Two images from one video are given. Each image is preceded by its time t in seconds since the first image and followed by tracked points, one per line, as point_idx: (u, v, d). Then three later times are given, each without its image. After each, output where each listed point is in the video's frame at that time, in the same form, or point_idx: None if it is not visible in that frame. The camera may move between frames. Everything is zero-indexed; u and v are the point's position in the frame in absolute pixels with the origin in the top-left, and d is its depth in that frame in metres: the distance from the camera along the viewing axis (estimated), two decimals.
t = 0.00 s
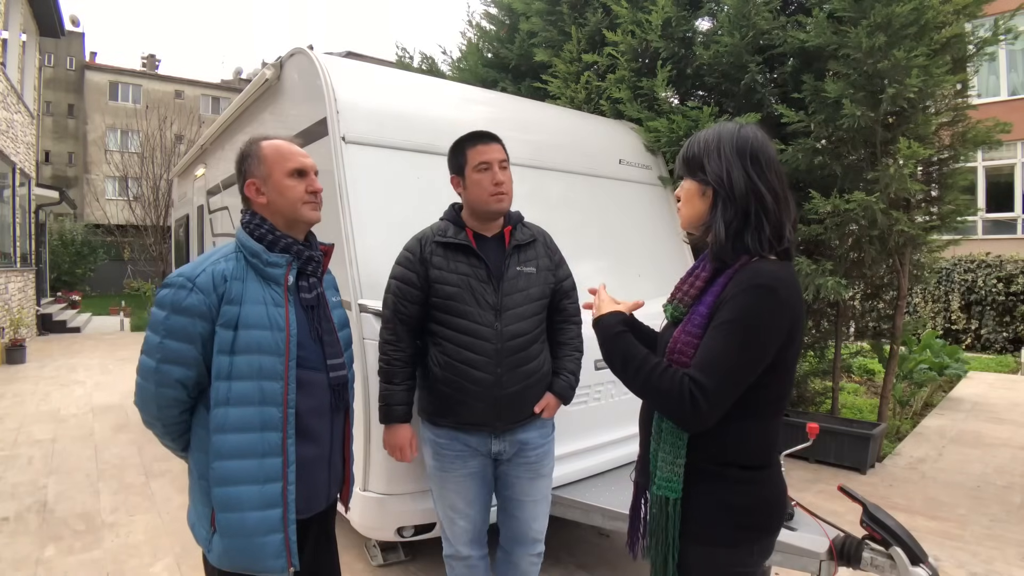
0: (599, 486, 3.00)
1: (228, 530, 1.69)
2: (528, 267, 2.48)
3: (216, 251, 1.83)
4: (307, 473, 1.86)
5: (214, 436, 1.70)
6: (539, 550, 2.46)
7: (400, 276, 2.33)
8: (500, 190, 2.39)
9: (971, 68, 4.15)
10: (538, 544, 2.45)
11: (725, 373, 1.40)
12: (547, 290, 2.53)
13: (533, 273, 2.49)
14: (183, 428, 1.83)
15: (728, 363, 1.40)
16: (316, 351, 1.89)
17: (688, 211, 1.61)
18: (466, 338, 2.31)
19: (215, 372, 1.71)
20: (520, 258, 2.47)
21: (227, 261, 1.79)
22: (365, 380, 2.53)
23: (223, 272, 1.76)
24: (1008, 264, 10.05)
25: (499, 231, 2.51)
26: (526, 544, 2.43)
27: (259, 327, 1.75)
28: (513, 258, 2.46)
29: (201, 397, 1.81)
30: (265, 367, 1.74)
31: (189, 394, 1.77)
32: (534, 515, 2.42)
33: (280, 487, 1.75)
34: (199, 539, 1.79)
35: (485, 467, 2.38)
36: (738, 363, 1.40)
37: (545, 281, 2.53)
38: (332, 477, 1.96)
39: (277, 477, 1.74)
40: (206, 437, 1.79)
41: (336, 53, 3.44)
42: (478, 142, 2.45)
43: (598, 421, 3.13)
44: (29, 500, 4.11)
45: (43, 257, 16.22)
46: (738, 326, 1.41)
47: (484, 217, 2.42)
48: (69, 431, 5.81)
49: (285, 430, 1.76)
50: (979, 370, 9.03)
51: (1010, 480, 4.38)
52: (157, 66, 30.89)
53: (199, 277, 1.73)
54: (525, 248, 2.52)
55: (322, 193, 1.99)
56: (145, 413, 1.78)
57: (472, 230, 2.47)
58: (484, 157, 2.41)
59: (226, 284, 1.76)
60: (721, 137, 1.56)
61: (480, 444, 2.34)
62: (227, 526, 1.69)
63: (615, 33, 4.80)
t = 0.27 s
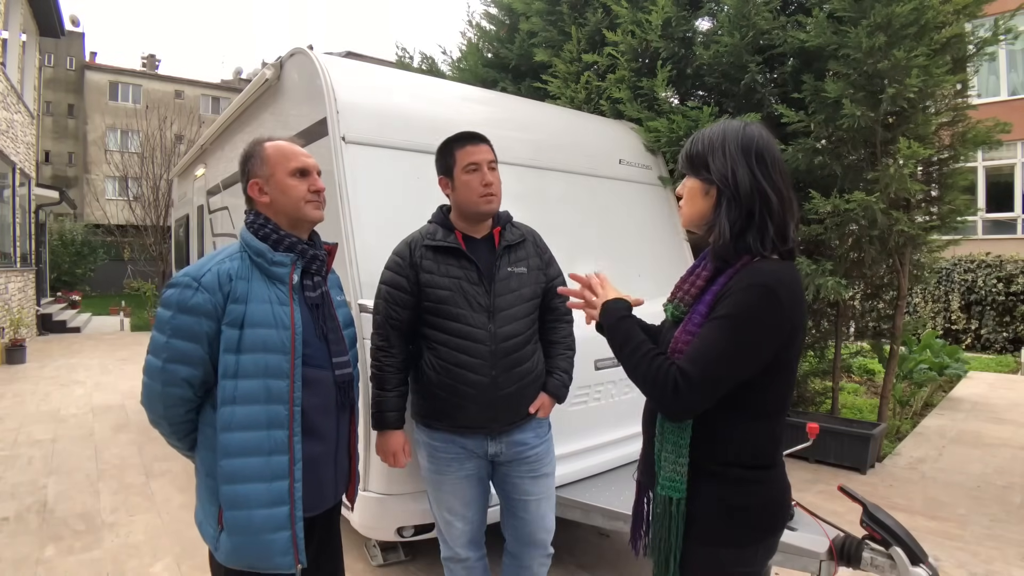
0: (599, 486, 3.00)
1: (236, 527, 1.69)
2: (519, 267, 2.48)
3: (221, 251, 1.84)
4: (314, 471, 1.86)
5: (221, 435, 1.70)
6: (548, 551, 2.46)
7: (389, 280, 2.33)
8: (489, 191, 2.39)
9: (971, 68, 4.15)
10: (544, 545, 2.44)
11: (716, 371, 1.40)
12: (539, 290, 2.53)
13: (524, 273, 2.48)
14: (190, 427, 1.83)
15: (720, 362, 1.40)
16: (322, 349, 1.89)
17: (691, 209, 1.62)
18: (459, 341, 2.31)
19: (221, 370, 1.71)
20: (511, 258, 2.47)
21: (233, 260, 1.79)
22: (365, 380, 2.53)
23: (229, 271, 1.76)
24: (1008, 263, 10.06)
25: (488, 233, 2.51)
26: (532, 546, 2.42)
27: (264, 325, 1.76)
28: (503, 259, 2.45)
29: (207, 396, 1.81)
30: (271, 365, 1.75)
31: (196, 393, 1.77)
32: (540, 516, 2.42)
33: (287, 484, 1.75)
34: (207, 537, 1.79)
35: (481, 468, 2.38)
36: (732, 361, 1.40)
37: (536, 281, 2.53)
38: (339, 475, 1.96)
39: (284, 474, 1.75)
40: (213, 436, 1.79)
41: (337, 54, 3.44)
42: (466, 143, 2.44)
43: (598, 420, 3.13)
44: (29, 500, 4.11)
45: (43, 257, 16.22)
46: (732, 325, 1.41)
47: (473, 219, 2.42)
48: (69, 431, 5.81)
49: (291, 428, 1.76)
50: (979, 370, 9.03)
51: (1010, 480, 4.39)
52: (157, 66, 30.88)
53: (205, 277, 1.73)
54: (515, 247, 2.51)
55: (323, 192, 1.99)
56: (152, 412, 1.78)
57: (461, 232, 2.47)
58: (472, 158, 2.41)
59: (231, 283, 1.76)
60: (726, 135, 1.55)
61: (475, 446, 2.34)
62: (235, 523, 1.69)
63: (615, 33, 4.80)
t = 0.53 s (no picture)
0: (599, 486, 3.00)
1: (239, 528, 1.69)
2: (516, 266, 2.47)
3: (221, 252, 1.84)
4: (317, 471, 1.86)
5: (223, 436, 1.70)
6: (547, 554, 2.46)
7: (387, 280, 2.33)
8: (489, 192, 2.39)
9: (971, 68, 4.15)
10: (542, 547, 2.43)
11: (730, 379, 1.40)
12: (535, 289, 2.52)
13: (521, 272, 2.48)
14: (193, 429, 1.83)
15: (732, 369, 1.40)
16: (323, 349, 1.89)
17: (686, 209, 1.61)
18: (456, 341, 2.31)
19: (222, 372, 1.71)
20: (507, 258, 2.46)
21: (232, 262, 1.79)
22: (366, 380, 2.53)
23: (228, 272, 1.76)
24: (1008, 263, 10.06)
25: (483, 232, 2.51)
26: (530, 547, 2.42)
27: (265, 326, 1.75)
28: (500, 257, 2.45)
29: (210, 398, 1.81)
30: (272, 366, 1.75)
31: (198, 394, 1.77)
32: (538, 517, 2.42)
33: (290, 485, 1.74)
34: (211, 538, 1.79)
35: (478, 469, 2.38)
36: (744, 366, 1.40)
37: (533, 280, 2.52)
38: (343, 475, 1.95)
39: (286, 475, 1.74)
40: (215, 437, 1.79)
41: (336, 53, 3.44)
42: (465, 144, 2.44)
43: (598, 421, 3.13)
44: (29, 500, 4.11)
45: (43, 257, 16.21)
46: (738, 329, 1.40)
47: (470, 219, 2.41)
48: (69, 431, 5.81)
49: (293, 429, 1.76)
50: (979, 370, 9.04)
51: (1010, 480, 4.38)
52: (157, 66, 30.87)
53: (205, 279, 1.73)
54: (512, 246, 2.50)
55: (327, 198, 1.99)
56: (154, 414, 1.78)
57: (456, 230, 2.47)
58: (474, 159, 2.41)
59: (231, 284, 1.76)
60: (721, 134, 1.56)
61: (472, 445, 2.34)
62: (238, 524, 1.69)
63: (616, 33, 4.80)
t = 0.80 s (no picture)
0: (599, 486, 3.00)
1: (242, 529, 1.69)
2: (514, 267, 2.47)
3: (222, 253, 1.84)
4: (318, 472, 1.86)
5: (225, 437, 1.70)
6: (546, 554, 2.46)
7: (385, 279, 2.34)
8: (492, 191, 2.39)
9: (971, 68, 4.15)
10: (541, 548, 2.43)
11: (725, 383, 1.40)
12: (534, 289, 2.52)
13: (519, 272, 2.48)
14: (195, 430, 1.84)
15: (727, 374, 1.40)
16: (324, 349, 1.89)
17: (687, 208, 1.61)
18: (454, 340, 2.31)
19: (223, 373, 1.71)
20: (506, 257, 2.46)
21: (233, 262, 1.79)
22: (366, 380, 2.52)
23: (230, 273, 1.76)
24: (1008, 264, 10.06)
25: (483, 232, 2.50)
26: (530, 547, 2.41)
27: (267, 327, 1.75)
28: (499, 257, 2.45)
29: (211, 399, 1.82)
30: (274, 366, 1.74)
31: (200, 395, 1.77)
32: (538, 517, 2.42)
33: (292, 486, 1.74)
34: (213, 539, 1.79)
35: (477, 469, 2.38)
36: (740, 370, 1.40)
37: (531, 280, 2.52)
38: (344, 475, 1.95)
39: (288, 476, 1.74)
40: (217, 438, 1.79)
41: (337, 54, 3.44)
42: (470, 142, 2.44)
43: (598, 421, 3.13)
44: (29, 500, 4.11)
45: (43, 257, 16.21)
46: (734, 332, 1.41)
47: (469, 219, 2.42)
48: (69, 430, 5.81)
49: (295, 429, 1.76)
50: (979, 370, 9.03)
51: (1010, 480, 4.38)
52: (157, 66, 30.86)
53: (206, 280, 1.73)
54: (511, 246, 2.50)
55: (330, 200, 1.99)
56: (156, 415, 1.78)
57: (456, 231, 2.47)
58: (478, 157, 2.41)
59: (232, 285, 1.76)
60: (722, 134, 1.56)
61: (471, 446, 2.34)
62: (241, 525, 1.69)
63: (616, 33, 4.80)
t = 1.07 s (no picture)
0: (599, 485, 3.00)
1: (244, 529, 1.69)
2: (513, 267, 2.47)
3: (225, 253, 1.84)
4: (320, 472, 1.86)
5: (228, 437, 1.70)
6: (545, 554, 2.45)
7: (384, 276, 2.35)
8: (498, 196, 2.41)
9: (971, 68, 4.15)
10: (540, 548, 2.43)
11: (720, 379, 1.40)
12: (533, 289, 2.52)
13: (518, 273, 2.48)
14: (197, 430, 1.84)
15: (721, 369, 1.40)
16: (326, 350, 1.89)
17: (685, 204, 1.62)
18: (451, 338, 2.32)
19: (226, 373, 1.72)
20: (505, 258, 2.47)
21: (236, 263, 1.79)
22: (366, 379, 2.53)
23: (232, 274, 1.76)
24: (1008, 264, 10.06)
25: (482, 232, 2.50)
26: (529, 547, 2.42)
27: (270, 328, 1.76)
28: (498, 258, 2.45)
29: (214, 399, 1.82)
30: (277, 367, 1.75)
31: (202, 396, 1.78)
32: (536, 517, 2.41)
33: (295, 486, 1.74)
34: (216, 539, 1.80)
35: (475, 469, 2.38)
36: (735, 367, 1.40)
37: (530, 281, 2.52)
38: (346, 476, 1.96)
39: (291, 476, 1.74)
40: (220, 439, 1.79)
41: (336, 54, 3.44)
42: (481, 144, 2.44)
43: (598, 421, 3.13)
44: (29, 500, 4.11)
45: (43, 257, 16.21)
46: (729, 328, 1.41)
47: (469, 219, 2.42)
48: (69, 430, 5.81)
49: (298, 430, 1.76)
50: (979, 370, 9.04)
51: (1010, 480, 4.38)
52: (157, 66, 30.85)
53: (208, 280, 1.73)
54: (511, 247, 2.51)
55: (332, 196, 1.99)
56: (159, 416, 1.78)
57: (456, 230, 2.47)
58: (487, 161, 2.41)
59: (235, 286, 1.76)
60: (726, 133, 1.55)
61: (468, 445, 2.34)
62: (243, 525, 1.69)
63: (616, 33, 4.80)
